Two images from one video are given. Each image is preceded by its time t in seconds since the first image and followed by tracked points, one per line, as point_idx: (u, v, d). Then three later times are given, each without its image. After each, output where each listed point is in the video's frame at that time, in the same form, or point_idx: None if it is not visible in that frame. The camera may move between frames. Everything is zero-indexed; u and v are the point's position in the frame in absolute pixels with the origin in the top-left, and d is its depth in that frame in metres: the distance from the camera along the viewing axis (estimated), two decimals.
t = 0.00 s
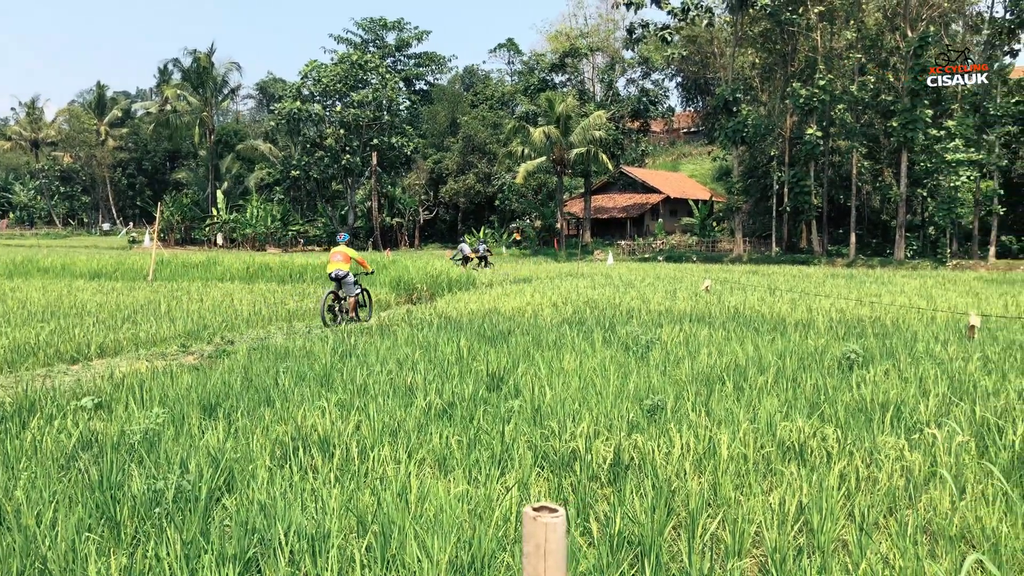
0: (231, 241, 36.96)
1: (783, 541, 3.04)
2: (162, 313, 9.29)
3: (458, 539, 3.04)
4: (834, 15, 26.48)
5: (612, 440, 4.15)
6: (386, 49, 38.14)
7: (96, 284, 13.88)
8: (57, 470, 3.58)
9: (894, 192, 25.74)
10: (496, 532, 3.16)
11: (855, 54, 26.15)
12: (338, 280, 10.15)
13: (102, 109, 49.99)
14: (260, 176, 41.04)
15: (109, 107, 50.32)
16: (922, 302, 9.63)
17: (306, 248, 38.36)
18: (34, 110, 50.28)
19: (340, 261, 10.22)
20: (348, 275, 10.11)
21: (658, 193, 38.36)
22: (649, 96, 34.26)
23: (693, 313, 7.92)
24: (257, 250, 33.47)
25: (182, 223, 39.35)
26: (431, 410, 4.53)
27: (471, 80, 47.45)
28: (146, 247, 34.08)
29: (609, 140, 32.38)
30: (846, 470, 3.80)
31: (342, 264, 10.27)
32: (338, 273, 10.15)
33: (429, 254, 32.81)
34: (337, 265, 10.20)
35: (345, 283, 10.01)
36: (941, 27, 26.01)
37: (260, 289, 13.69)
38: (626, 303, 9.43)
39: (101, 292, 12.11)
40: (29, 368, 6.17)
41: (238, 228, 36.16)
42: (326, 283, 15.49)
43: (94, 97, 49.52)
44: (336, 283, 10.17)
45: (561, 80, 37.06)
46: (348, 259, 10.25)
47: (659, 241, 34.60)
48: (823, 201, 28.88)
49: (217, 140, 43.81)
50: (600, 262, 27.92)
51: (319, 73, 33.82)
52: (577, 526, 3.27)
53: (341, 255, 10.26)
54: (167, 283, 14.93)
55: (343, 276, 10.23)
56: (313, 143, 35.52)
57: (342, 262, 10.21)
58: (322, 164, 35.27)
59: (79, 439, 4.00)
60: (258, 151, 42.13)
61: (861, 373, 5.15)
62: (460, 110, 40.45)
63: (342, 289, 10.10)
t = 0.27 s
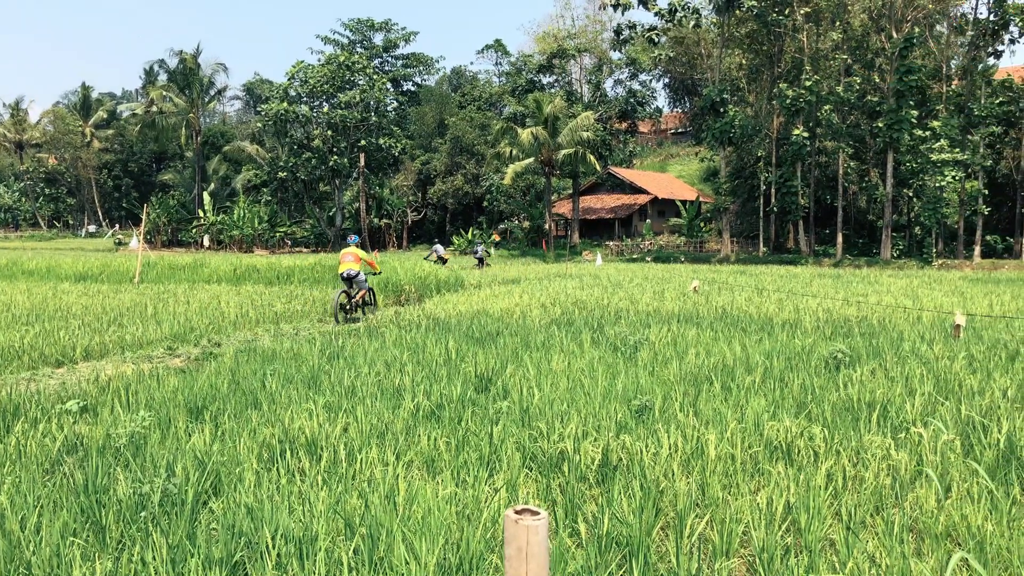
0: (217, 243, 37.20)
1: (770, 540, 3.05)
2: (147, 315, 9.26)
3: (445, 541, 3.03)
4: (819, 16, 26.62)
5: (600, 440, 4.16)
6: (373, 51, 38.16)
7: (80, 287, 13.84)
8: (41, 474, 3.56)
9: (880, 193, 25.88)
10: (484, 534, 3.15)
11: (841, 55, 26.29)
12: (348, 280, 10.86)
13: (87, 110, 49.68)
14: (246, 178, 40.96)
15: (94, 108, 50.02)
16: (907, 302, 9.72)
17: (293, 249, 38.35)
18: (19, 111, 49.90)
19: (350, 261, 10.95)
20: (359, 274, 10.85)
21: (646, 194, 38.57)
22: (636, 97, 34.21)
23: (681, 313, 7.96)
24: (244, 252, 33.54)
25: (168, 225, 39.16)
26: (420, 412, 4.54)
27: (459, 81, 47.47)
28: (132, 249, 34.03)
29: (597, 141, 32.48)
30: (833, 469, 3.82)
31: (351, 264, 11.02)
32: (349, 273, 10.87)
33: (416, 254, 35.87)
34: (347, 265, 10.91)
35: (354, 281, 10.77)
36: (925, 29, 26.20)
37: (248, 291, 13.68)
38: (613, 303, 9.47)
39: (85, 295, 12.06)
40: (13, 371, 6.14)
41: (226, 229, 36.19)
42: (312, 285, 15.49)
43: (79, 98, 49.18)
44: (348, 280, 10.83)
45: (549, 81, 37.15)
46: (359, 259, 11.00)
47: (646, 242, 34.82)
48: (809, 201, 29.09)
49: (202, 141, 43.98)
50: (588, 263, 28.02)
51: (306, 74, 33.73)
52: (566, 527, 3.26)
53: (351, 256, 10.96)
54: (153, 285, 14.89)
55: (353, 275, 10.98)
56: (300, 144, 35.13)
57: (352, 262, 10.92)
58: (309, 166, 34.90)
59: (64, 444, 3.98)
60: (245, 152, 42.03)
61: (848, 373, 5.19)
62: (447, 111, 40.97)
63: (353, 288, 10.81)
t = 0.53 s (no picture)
0: (209, 246, 37.31)
1: (762, 543, 3.06)
2: (138, 319, 9.23)
3: (437, 545, 3.02)
4: (811, 18, 26.70)
5: (592, 442, 4.17)
6: (366, 53, 38.20)
7: (70, 290, 13.80)
8: (32, 478, 3.55)
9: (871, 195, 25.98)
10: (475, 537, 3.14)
11: (832, 58, 26.37)
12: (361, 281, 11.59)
13: (78, 113, 49.48)
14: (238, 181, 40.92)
15: (85, 111, 49.83)
16: (897, 303, 9.76)
17: (285, 252, 38.39)
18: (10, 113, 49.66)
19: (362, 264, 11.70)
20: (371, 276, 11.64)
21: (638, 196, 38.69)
22: (628, 100, 34.35)
23: (673, 315, 7.99)
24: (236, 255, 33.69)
25: (160, 228, 39.06)
26: (412, 414, 4.54)
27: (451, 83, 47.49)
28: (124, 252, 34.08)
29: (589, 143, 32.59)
30: (824, 471, 3.83)
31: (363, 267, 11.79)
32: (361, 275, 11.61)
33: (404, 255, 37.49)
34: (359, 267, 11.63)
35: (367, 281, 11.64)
36: (915, 31, 26.30)
37: (241, 294, 13.65)
38: (606, 305, 9.49)
39: (76, 298, 12.02)
40: (3, 376, 6.12)
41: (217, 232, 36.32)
42: (305, 288, 15.47)
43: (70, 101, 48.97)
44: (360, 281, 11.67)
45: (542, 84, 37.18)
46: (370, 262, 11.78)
47: (639, 244, 34.92)
48: (801, 203, 29.22)
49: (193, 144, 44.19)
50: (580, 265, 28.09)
51: (298, 77, 33.73)
52: (558, 530, 3.26)
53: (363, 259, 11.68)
54: (145, 289, 14.86)
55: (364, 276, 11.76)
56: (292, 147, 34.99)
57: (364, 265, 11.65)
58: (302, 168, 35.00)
59: (54, 449, 3.96)
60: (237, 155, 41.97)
61: (840, 374, 5.21)
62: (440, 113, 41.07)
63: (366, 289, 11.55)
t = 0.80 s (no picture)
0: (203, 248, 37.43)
1: (757, 544, 3.06)
2: (131, 322, 9.18)
3: (432, 548, 3.01)
4: (804, 21, 26.74)
5: (588, 444, 4.17)
6: (360, 55, 38.17)
7: (64, 294, 13.75)
8: (25, 482, 3.54)
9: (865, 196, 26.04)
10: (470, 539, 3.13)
11: (826, 60, 26.42)
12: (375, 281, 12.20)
13: (72, 115, 49.32)
14: (233, 182, 40.86)
15: (79, 112, 49.66)
16: (892, 305, 9.76)
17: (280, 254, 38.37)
18: (3, 115, 49.46)
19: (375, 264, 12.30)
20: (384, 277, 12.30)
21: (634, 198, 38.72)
22: (623, 102, 34.31)
23: (668, 317, 8.00)
24: (230, 257, 33.72)
25: (155, 230, 38.97)
26: (407, 417, 4.54)
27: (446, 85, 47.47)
28: (119, 254, 34.03)
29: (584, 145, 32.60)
30: (819, 472, 3.84)
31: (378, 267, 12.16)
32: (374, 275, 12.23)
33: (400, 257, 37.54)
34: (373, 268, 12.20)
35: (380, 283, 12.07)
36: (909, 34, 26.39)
37: (236, 297, 13.62)
38: (601, 308, 9.49)
39: (69, 301, 11.97)
40: None
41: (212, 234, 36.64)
42: (299, 290, 15.43)
43: (63, 102, 48.80)
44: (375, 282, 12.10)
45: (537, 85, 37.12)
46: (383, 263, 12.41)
47: (634, 245, 34.93)
48: (796, 205, 29.27)
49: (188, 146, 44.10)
50: (575, 267, 28.11)
51: (293, 79, 33.67)
52: (554, 532, 3.26)
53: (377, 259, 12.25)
54: (139, 292, 14.81)
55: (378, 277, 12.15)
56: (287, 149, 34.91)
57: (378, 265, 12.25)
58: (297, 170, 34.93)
59: (47, 452, 3.95)
60: (232, 157, 41.90)
61: (835, 376, 5.23)
62: (435, 115, 41.02)
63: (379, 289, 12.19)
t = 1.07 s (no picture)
0: (200, 249, 37.52)
1: (753, 544, 3.06)
2: (126, 322, 9.17)
3: (427, 547, 3.01)
4: (800, 21, 26.77)
5: (583, 444, 4.18)
6: (356, 55, 38.17)
7: (59, 294, 13.74)
8: (19, 483, 3.53)
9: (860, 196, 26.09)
10: (465, 540, 3.13)
11: (822, 60, 26.46)
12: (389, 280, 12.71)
13: (67, 115, 49.19)
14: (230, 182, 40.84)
15: (74, 113, 49.55)
16: (887, 305, 9.78)
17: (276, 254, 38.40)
18: None
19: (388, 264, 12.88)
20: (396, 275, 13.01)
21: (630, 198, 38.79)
22: (619, 102, 34.36)
23: (664, 317, 8.01)
24: (226, 258, 33.77)
25: (151, 230, 38.94)
26: (403, 417, 4.54)
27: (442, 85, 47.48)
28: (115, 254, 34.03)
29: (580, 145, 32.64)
30: (815, 472, 3.85)
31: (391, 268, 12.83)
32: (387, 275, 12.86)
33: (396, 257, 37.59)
34: (385, 268, 12.75)
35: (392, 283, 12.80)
36: (903, 34, 26.44)
37: (232, 297, 13.62)
38: (596, 307, 9.52)
39: (64, 301, 11.96)
40: None
41: (208, 234, 36.75)
42: (295, 290, 15.42)
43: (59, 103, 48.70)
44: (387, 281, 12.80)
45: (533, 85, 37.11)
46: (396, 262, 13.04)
47: (630, 246, 34.97)
48: (792, 205, 29.33)
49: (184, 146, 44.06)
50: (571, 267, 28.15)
51: (289, 79, 33.62)
52: (549, 532, 3.26)
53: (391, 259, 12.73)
54: (135, 292, 14.80)
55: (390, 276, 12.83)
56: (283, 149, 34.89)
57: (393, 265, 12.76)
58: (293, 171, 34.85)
59: (41, 452, 3.94)
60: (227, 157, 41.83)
61: (830, 375, 5.24)
62: (431, 116, 40.97)
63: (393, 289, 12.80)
